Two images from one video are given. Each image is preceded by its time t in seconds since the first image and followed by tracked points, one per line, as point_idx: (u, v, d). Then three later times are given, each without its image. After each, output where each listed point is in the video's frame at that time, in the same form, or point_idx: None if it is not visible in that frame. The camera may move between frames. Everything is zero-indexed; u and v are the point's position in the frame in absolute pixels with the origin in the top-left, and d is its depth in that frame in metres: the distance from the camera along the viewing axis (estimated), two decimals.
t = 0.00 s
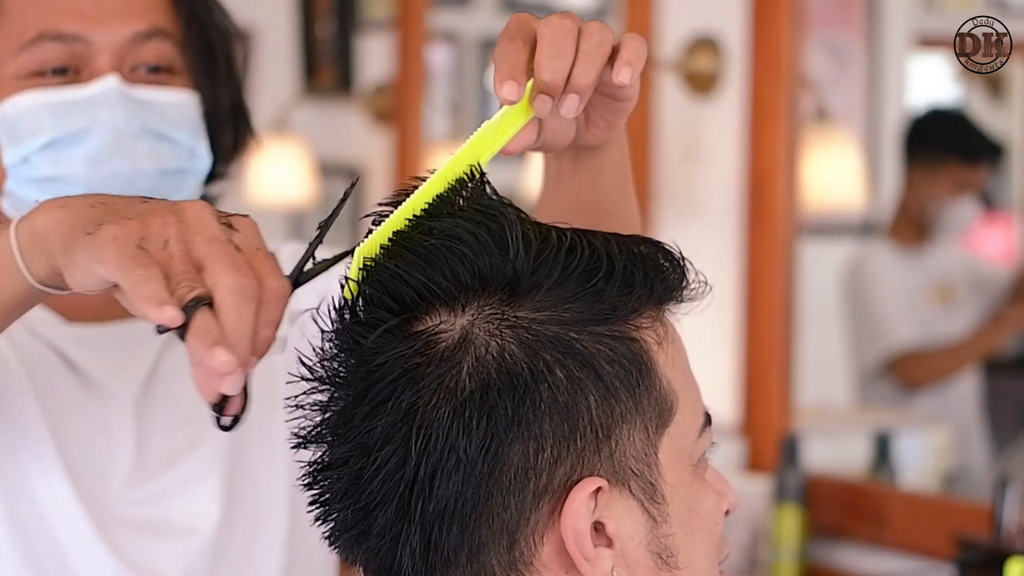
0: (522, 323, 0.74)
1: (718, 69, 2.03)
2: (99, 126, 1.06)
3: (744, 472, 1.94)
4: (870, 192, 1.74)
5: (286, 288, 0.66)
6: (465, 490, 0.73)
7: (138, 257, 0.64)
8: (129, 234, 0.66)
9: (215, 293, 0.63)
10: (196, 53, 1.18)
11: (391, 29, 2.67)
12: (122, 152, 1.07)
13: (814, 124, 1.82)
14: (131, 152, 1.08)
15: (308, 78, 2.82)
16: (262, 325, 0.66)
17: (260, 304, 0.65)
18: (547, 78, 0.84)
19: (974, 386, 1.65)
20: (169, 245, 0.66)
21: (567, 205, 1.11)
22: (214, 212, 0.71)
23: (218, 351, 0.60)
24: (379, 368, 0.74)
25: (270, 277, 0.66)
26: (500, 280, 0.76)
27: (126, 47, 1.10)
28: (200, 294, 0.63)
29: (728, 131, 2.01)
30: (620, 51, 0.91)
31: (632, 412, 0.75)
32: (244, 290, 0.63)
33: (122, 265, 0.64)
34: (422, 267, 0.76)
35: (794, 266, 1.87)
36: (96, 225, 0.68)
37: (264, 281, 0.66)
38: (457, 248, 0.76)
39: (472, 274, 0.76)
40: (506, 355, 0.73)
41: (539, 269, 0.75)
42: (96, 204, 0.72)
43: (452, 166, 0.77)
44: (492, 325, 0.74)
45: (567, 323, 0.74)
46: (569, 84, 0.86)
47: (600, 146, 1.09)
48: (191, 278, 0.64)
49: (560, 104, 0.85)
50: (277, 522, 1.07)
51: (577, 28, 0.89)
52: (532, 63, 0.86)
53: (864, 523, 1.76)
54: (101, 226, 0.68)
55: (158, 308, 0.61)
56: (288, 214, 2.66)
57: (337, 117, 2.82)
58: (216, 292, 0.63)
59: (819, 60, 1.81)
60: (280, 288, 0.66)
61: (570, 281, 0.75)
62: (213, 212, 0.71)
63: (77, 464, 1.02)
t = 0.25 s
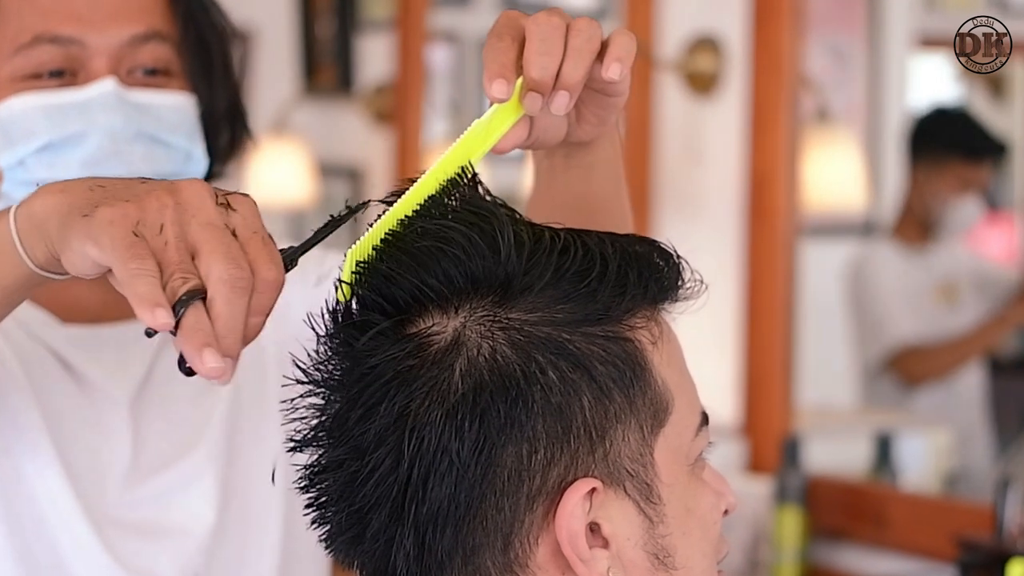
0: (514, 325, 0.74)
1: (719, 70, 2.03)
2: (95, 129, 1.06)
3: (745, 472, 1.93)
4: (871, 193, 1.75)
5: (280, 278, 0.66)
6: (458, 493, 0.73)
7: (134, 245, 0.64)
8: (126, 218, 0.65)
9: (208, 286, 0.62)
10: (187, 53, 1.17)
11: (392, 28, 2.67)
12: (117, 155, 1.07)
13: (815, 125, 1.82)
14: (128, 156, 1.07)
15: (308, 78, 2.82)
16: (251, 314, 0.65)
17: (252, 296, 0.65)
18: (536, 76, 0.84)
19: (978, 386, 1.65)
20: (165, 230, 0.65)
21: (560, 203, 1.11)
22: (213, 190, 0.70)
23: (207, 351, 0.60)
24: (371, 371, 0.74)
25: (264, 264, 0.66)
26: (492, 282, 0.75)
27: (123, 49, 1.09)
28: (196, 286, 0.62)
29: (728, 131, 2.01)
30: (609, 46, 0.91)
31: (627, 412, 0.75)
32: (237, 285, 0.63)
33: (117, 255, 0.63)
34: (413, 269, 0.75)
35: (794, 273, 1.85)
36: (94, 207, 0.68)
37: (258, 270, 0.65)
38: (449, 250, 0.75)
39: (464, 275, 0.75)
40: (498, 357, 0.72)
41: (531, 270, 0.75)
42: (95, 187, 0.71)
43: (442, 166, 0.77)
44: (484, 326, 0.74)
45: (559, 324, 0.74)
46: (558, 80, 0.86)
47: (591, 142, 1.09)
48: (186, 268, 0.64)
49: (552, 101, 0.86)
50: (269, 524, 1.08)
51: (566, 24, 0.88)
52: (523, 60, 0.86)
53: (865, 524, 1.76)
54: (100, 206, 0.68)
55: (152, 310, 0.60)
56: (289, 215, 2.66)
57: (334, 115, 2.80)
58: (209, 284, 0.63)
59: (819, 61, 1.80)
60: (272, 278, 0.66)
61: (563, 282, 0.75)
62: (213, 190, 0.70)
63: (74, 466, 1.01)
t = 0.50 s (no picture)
0: (514, 323, 0.73)
1: (720, 69, 2.02)
2: (83, 128, 1.06)
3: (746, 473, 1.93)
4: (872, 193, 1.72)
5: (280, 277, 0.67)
6: (458, 491, 0.72)
7: (133, 248, 0.64)
8: (125, 218, 0.65)
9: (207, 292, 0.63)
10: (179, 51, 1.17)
11: (392, 28, 2.66)
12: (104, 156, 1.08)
13: (816, 124, 1.82)
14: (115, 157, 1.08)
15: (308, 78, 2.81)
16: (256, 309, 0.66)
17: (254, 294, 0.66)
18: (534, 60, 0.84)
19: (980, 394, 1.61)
20: (165, 231, 0.65)
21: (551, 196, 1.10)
22: (212, 182, 0.70)
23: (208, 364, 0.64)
24: (371, 370, 0.74)
25: (265, 262, 0.67)
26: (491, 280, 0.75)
27: (109, 47, 1.08)
28: (194, 292, 0.64)
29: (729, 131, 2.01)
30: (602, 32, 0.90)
31: (626, 411, 0.75)
32: (240, 287, 0.63)
33: (117, 255, 0.64)
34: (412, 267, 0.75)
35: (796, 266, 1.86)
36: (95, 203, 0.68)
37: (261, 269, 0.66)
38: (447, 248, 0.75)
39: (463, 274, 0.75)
40: (498, 355, 0.72)
41: (530, 268, 0.75)
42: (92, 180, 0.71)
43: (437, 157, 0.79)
44: (484, 325, 0.74)
45: (559, 323, 0.73)
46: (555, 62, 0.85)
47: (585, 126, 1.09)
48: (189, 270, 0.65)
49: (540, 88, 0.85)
50: (264, 521, 1.08)
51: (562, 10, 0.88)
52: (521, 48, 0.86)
53: (866, 524, 1.76)
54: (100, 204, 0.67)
55: (152, 318, 0.62)
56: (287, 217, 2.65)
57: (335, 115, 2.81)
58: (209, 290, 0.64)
59: (821, 61, 1.80)
60: (273, 277, 0.67)
61: (562, 281, 0.75)
62: (211, 182, 0.70)
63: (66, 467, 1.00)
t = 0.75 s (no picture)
0: (564, 323, 0.75)
1: (721, 69, 2.01)
2: (69, 126, 1.05)
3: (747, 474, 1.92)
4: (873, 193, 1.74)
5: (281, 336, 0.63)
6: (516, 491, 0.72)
7: (133, 311, 0.59)
8: (120, 280, 0.61)
9: (214, 351, 0.59)
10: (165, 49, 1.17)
11: (393, 28, 2.66)
12: (91, 154, 1.07)
13: (817, 124, 1.81)
14: (102, 154, 1.08)
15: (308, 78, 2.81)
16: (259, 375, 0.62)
17: (258, 356, 0.61)
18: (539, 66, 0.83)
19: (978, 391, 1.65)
20: (162, 292, 0.61)
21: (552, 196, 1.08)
22: (205, 246, 0.65)
23: (219, 421, 0.57)
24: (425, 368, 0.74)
25: (266, 324, 0.63)
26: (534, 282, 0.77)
27: (94, 44, 1.08)
28: (201, 349, 0.59)
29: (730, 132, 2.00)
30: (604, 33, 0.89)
31: (660, 412, 0.77)
32: (240, 349, 0.60)
33: (116, 321, 0.59)
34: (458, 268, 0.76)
35: (797, 270, 1.84)
36: (86, 264, 0.63)
37: (259, 329, 0.62)
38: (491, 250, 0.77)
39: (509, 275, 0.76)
40: (554, 353, 0.73)
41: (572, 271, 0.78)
42: (83, 230, 0.66)
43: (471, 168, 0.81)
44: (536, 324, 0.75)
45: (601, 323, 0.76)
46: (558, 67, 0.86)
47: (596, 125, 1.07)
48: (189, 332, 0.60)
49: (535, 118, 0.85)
50: (252, 519, 1.09)
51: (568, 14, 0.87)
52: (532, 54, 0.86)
53: (866, 525, 1.75)
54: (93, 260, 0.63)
55: (160, 375, 0.57)
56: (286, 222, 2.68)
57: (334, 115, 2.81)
58: (213, 348, 0.59)
59: (822, 61, 1.80)
60: (274, 336, 0.63)
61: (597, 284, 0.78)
62: (205, 246, 0.65)
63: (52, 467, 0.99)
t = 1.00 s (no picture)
0: (581, 321, 0.75)
1: (722, 69, 1.98)
2: (52, 120, 1.03)
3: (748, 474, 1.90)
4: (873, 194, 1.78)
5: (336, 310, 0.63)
6: (531, 489, 0.73)
7: (190, 275, 0.59)
8: (180, 241, 0.61)
9: (266, 322, 0.59)
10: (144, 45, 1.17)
11: (393, 27, 2.65)
12: (75, 148, 1.05)
13: (819, 125, 1.81)
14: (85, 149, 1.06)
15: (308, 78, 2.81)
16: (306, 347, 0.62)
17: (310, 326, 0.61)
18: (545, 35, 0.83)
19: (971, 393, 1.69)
20: (218, 258, 0.61)
21: (552, 194, 1.06)
22: (263, 212, 0.66)
23: (266, 399, 0.56)
24: (443, 365, 0.73)
25: (320, 296, 0.63)
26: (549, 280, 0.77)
27: (75, 37, 1.08)
28: (253, 321, 0.59)
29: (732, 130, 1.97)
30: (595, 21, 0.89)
31: (670, 411, 0.78)
32: (294, 320, 0.60)
33: (172, 284, 0.59)
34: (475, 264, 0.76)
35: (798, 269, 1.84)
36: (144, 224, 0.62)
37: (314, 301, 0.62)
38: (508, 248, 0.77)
39: (525, 272, 0.76)
40: (570, 352, 0.73)
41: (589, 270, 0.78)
42: (138, 198, 0.66)
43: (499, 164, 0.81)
44: (552, 321, 0.75)
45: (616, 323, 0.76)
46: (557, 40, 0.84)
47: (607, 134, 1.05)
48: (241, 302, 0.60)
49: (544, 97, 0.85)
50: (231, 517, 1.07)
51: None
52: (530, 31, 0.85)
53: (867, 526, 1.74)
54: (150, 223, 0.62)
55: (213, 349, 0.56)
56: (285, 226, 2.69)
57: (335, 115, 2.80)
58: (267, 320, 0.59)
59: (823, 60, 1.80)
60: (329, 309, 0.63)
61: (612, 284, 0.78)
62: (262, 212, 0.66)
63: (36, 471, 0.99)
